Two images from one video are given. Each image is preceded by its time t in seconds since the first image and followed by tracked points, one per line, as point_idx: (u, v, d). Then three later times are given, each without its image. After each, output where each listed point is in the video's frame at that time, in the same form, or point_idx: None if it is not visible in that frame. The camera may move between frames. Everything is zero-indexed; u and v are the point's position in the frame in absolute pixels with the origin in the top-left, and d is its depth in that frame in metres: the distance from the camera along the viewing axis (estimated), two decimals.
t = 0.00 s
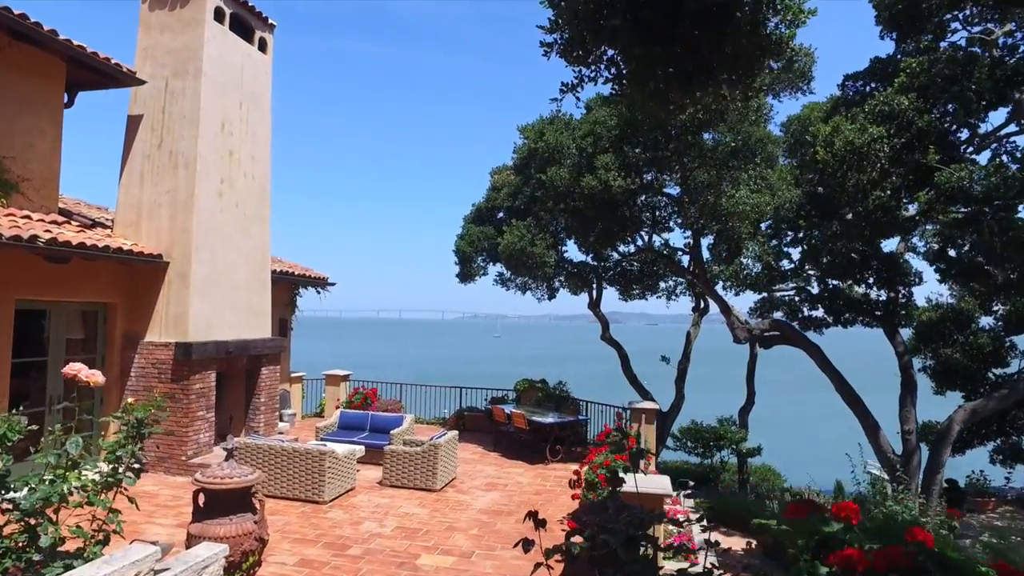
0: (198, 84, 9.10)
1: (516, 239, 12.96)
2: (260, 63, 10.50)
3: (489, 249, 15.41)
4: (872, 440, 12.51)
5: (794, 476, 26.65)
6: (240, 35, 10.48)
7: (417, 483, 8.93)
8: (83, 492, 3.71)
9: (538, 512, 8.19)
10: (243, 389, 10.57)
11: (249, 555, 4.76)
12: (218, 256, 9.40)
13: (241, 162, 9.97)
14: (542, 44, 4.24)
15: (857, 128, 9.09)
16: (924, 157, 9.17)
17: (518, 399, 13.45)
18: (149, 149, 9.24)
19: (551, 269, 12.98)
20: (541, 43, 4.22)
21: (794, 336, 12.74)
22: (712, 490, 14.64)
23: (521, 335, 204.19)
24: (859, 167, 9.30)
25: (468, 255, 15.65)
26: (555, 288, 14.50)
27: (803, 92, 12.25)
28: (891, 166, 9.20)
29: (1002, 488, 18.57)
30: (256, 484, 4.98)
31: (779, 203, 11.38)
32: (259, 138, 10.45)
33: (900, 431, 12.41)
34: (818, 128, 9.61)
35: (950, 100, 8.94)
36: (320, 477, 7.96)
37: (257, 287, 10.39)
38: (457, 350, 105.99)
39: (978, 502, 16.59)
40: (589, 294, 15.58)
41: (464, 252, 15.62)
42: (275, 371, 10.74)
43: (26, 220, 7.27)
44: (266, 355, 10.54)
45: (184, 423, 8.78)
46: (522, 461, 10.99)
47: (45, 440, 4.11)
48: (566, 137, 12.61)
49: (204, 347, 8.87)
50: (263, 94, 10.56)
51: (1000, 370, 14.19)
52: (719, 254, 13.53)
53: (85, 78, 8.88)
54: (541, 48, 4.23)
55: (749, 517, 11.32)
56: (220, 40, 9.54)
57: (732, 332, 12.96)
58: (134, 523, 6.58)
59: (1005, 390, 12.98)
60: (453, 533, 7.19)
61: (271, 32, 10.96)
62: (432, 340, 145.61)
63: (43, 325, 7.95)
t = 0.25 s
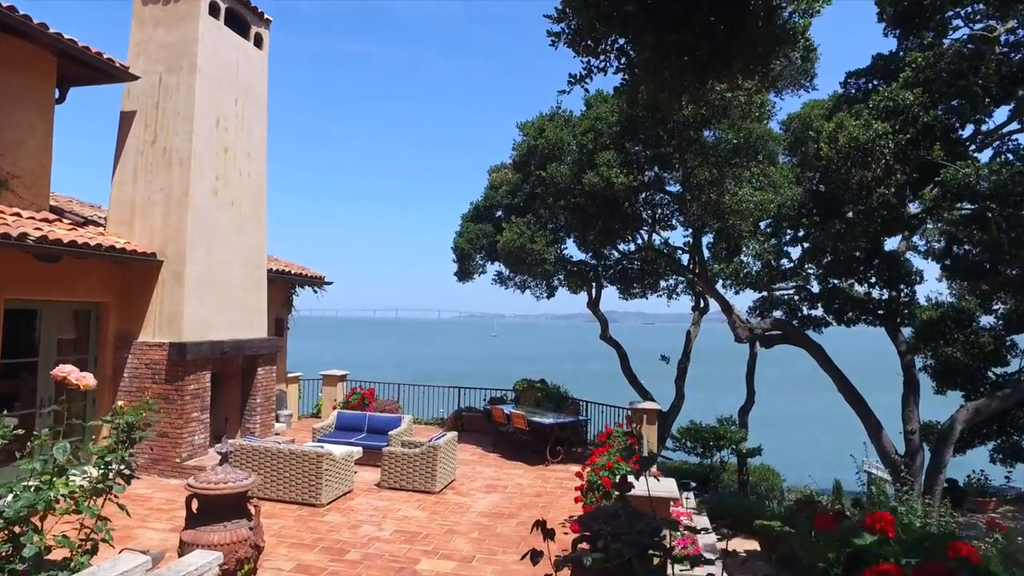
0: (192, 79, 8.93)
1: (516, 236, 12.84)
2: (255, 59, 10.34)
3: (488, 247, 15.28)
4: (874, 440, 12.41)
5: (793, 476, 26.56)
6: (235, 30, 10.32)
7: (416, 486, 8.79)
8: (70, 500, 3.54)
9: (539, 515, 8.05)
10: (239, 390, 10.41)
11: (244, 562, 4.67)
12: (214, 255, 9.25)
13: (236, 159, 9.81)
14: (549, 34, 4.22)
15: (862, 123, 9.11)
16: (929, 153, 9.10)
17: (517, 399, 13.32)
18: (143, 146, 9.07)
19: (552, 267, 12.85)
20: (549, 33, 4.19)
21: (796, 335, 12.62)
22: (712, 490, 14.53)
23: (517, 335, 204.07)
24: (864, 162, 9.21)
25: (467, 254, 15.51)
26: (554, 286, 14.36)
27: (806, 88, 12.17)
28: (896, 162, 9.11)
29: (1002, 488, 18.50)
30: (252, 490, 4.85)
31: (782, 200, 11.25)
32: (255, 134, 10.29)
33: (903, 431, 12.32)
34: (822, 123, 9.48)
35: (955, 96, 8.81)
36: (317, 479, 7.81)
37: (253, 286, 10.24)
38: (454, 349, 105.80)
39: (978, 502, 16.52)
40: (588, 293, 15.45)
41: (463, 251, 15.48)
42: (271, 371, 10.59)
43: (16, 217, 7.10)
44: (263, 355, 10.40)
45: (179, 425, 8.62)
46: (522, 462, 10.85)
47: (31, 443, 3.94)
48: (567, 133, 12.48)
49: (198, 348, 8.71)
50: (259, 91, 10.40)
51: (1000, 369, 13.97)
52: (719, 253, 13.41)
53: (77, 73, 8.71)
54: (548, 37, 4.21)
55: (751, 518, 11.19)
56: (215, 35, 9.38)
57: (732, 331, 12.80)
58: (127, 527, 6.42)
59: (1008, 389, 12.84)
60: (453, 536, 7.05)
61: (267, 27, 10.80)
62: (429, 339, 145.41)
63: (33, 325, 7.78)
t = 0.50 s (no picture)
0: (187, 76, 8.77)
1: (515, 236, 12.71)
2: (251, 57, 10.18)
3: (487, 246, 15.15)
4: (877, 442, 12.30)
5: (792, 477, 26.46)
6: (230, 26, 10.16)
7: (414, 490, 8.64)
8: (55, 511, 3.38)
9: (540, 520, 7.90)
10: (234, 392, 10.23)
11: (237, 572, 4.68)
12: (208, 255, 9.09)
13: (232, 158, 9.65)
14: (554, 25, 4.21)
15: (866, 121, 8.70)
16: (936, 153, 8.97)
17: (516, 401, 13.20)
18: (136, 144, 8.91)
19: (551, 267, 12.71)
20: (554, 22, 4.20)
21: (798, 336, 12.49)
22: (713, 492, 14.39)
23: (515, 335, 203.91)
24: (871, 161, 8.99)
25: (465, 253, 15.37)
26: (553, 286, 14.23)
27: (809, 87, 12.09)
28: (903, 162, 8.96)
29: (1003, 489, 18.41)
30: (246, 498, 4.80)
31: (786, 200, 11.11)
32: (251, 133, 10.14)
33: (905, 433, 12.21)
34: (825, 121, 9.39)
35: (963, 95, 8.71)
36: (313, 484, 7.66)
37: (249, 286, 10.08)
38: (452, 350, 105.66)
39: (980, 503, 16.41)
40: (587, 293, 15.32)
41: (461, 251, 15.34)
42: (267, 373, 10.43)
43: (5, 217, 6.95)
44: (258, 356, 10.24)
45: (172, 428, 8.46)
46: (522, 465, 10.71)
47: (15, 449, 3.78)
48: (567, 132, 12.35)
49: (192, 350, 8.55)
50: (255, 88, 10.24)
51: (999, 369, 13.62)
52: (720, 252, 13.29)
53: (68, 71, 8.56)
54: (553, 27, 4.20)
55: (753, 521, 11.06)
56: (210, 32, 9.21)
57: (733, 332, 12.68)
58: (118, 534, 6.26)
59: (1011, 390, 12.67)
60: (453, 542, 6.90)
61: (263, 24, 10.64)
62: (427, 339, 145.20)
63: (23, 327, 7.62)
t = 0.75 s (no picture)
0: (180, 73, 8.61)
1: (514, 236, 12.57)
2: (246, 53, 10.03)
3: (484, 246, 15.02)
4: (878, 443, 12.19)
5: (790, 478, 26.35)
6: (224, 22, 10.00)
7: (411, 493, 8.49)
8: (35, 522, 3.21)
9: (540, 524, 7.76)
10: (230, 394, 10.03)
11: None
12: (201, 254, 8.92)
13: (226, 155, 9.48)
14: (562, 18, 4.33)
15: (879, 121, 8.74)
16: (943, 153, 8.84)
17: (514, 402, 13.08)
18: (128, 141, 8.74)
19: (550, 267, 12.57)
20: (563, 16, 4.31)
21: (800, 337, 12.35)
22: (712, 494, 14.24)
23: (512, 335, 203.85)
24: (881, 161, 8.86)
25: (462, 253, 15.22)
26: (551, 287, 14.10)
27: (809, 85, 11.99)
28: (913, 162, 8.80)
29: (1004, 490, 18.30)
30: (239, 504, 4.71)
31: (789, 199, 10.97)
32: (246, 130, 9.98)
33: (907, 434, 12.13)
34: (830, 121, 9.41)
35: (973, 93, 8.59)
36: (309, 488, 7.50)
37: (243, 286, 9.92)
38: (449, 350, 105.49)
39: (980, 505, 16.34)
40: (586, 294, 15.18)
41: (458, 250, 15.19)
42: (262, 374, 10.27)
43: None
44: (254, 357, 10.08)
45: (165, 431, 8.30)
46: (521, 467, 10.59)
47: None
48: (566, 130, 12.23)
49: (186, 351, 8.38)
50: (249, 85, 10.07)
51: (999, 369, 13.45)
52: (720, 252, 13.18)
53: (59, 66, 8.39)
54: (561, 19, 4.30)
55: (754, 523, 10.93)
56: (203, 28, 9.06)
57: (735, 333, 12.67)
58: (109, 540, 6.10)
59: (1013, 391, 12.46)
60: (452, 548, 6.75)
61: (258, 20, 10.48)
62: (424, 339, 145.02)
63: (13, 328, 7.45)
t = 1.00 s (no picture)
0: (175, 70, 8.47)
1: (513, 236, 12.45)
2: (242, 50, 9.89)
3: (483, 246, 14.91)
4: (880, 445, 12.09)
5: (789, 479, 26.25)
6: (221, 18, 9.87)
7: (410, 496, 8.37)
8: (24, 532, 3.06)
9: (541, 527, 7.64)
10: (226, 395, 9.88)
11: None
12: (197, 254, 8.78)
13: (222, 154, 9.35)
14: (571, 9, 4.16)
15: (889, 121, 8.70)
16: (949, 153, 8.77)
17: (513, 404, 12.97)
18: (122, 139, 8.60)
19: (550, 267, 12.45)
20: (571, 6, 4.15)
21: (802, 338, 12.25)
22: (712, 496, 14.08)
23: (509, 335, 203.74)
24: (892, 161, 8.84)
25: (461, 253, 15.10)
26: (551, 287, 13.99)
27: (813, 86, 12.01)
28: (921, 163, 8.75)
29: (1004, 491, 18.22)
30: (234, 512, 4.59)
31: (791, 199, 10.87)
32: (242, 129, 9.85)
33: (910, 436, 12.05)
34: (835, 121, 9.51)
35: (981, 92, 8.44)
36: (307, 492, 7.38)
37: (240, 286, 9.79)
38: (445, 350, 105.33)
39: (980, 506, 16.27)
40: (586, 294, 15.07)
41: (457, 250, 15.07)
42: (258, 376, 10.14)
43: None
44: (250, 358, 9.94)
45: (160, 433, 8.16)
46: (521, 470, 10.48)
47: None
48: (567, 129, 12.13)
49: (181, 352, 8.25)
50: (245, 83, 9.94)
51: (999, 371, 13.41)
52: (720, 253, 13.07)
53: (51, 62, 8.24)
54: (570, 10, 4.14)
55: (756, 526, 10.83)
56: (199, 24, 8.92)
57: (738, 334, 12.47)
58: (102, 546, 5.96)
59: (1015, 392, 12.28)
60: (452, 552, 6.64)
61: (254, 17, 10.35)
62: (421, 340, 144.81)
63: (4, 328, 7.31)
